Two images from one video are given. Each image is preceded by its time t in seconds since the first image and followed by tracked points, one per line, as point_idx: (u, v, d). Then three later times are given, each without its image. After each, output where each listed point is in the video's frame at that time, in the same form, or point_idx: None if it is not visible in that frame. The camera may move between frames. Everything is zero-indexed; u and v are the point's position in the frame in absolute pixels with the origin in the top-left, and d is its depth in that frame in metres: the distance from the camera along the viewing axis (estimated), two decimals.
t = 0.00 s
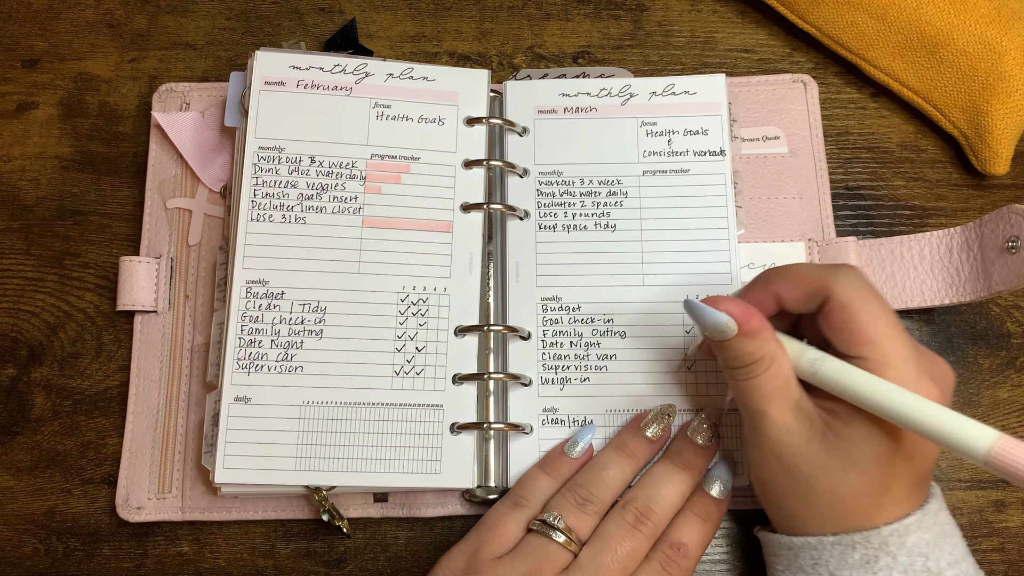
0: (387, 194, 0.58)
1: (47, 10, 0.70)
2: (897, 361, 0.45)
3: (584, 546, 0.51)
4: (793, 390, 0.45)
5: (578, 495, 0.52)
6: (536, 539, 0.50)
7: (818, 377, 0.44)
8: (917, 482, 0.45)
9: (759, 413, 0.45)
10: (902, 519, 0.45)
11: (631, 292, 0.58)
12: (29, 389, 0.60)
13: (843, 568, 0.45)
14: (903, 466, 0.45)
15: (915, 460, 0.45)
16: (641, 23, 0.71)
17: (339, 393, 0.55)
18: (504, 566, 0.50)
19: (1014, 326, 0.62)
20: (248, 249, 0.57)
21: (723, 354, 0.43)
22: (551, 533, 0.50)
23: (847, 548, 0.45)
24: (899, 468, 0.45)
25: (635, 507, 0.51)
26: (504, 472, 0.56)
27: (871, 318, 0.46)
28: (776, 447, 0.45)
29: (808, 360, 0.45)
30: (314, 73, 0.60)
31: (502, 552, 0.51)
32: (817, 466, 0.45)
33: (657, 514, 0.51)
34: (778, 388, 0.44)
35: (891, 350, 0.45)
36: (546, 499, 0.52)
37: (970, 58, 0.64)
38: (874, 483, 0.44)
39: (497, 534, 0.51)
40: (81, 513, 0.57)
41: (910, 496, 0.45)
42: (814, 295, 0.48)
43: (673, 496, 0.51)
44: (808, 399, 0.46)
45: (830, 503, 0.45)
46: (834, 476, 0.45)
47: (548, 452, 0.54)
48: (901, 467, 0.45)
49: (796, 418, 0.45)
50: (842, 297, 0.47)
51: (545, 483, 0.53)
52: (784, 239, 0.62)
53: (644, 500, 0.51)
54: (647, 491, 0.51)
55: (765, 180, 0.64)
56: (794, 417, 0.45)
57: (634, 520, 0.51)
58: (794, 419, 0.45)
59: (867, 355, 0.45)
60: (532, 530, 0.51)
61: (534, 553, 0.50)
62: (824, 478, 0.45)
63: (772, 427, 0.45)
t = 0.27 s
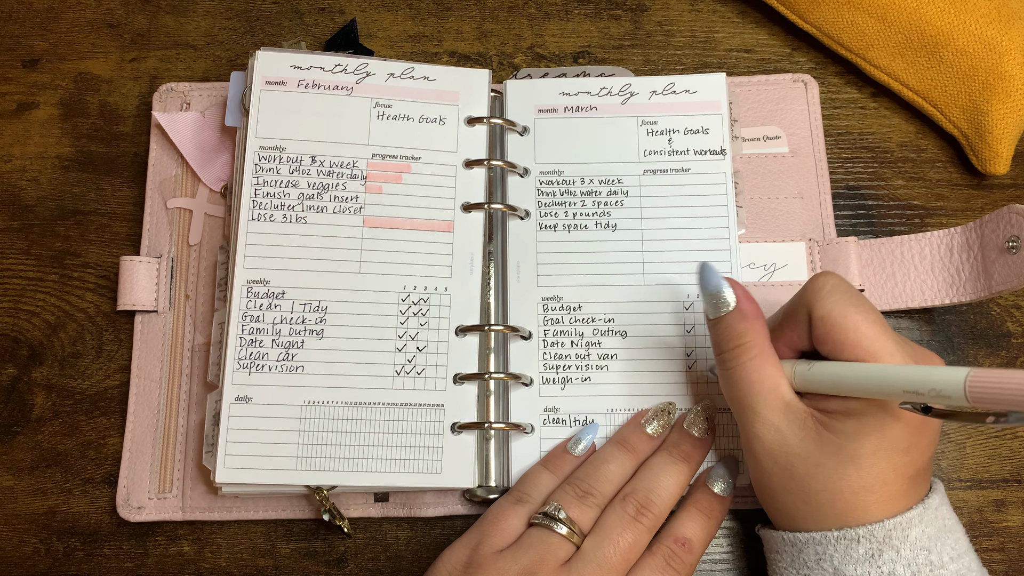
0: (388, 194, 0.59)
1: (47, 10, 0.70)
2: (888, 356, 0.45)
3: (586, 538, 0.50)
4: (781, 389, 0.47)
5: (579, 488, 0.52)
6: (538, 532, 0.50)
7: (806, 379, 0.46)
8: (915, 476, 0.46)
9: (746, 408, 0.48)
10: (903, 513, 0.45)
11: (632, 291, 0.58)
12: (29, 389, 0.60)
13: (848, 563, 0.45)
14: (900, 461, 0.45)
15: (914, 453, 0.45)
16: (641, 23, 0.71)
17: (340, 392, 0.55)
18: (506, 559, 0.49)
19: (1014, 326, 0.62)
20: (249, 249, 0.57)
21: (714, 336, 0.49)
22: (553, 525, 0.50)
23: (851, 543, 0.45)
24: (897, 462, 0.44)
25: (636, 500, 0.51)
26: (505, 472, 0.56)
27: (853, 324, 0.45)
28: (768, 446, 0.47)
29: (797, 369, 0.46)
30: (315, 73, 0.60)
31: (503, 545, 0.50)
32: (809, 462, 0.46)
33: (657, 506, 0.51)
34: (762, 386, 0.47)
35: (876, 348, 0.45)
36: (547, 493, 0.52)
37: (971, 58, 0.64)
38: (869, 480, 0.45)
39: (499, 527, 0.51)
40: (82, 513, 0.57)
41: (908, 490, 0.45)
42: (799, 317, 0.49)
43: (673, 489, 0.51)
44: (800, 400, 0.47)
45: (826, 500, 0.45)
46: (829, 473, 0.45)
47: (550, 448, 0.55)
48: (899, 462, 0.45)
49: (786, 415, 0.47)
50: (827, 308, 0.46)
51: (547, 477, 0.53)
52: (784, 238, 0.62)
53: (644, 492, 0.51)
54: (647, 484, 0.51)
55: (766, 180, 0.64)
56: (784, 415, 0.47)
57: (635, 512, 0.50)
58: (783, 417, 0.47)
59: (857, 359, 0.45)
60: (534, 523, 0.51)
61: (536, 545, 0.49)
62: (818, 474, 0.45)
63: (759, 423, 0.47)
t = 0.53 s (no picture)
0: (388, 194, 0.58)
1: (47, 10, 0.70)
2: (878, 353, 0.45)
3: (588, 539, 0.50)
4: (775, 388, 0.47)
5: (581, 488, 0.52)
6: (540, 533, 0.50)
7: (798, 378, 0.46)
8: (911, 472, 0.45)
9: (740, 407, 0.48)
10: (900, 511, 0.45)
11: (632, 292, 0.58)
12: (29, 389, 0.60)
13: (846, 561, 0.45)
14: (896, 458, 0.44)
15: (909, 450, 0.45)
16: (641, 23, 0.71)
17: (340, 392, 0.55)
18: (509, 560, 0.49)
19: (1014, 326, 0.62)
20: (249, 249, 0.57)
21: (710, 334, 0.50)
22: (555, 526, 0.50)
23: (849, 540, 0.45)
24: (892, 459, 0.44)
25: (637, 501, 0.51)
26: (505, 472, 0.56)
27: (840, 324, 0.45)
28: (763, 444, 0.47)
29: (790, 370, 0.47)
30: (315, 73, 0.60)
31: (505, 545, 0.50)
32: (804, 460, 0.46)
33: (659, 508, 0.51)
34: (755, 385, 0.47)
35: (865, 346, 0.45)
36: (549, 494, 0.52)
37: (971, 58, 0.64)
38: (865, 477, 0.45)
39: (501, 528, 0.51)
40: (82, 513, 0.57)
41: (904, 487, 0.45)
42: (788, 320, 0.49)
43: (674, 490, 0.51)
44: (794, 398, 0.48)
45: (823, 498, 0.45)
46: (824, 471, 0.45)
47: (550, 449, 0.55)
48: (894, 459, 0.44)
49: (780, 414, 0.47)
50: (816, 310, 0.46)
51: (548, 478, 0.53)
52: (784, 239, 0.62)
53: (646, 494, 0.51)
54: (649, 486, 0.51)
55: (766, 180, 0.64)
56: (779, 414, 0.47)
57: (637, 514, 0.51)
58: (778, 415, 0.47)
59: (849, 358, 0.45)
60: (536, 524, 0.51)
61: (538, 546, 0.49)
62: (813, 472, 0.46)
63: (754, 422, 0.47)
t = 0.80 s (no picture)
0: (388, 194, 0.58)
1: (47, 10, 0.70)
2: (873, 350, 0.45)
3: (589, 539, 0.50)
4: (769, 384, 0.48)
5: (582, 489, 0.52)
6: (542, 533, 0.50)
7: (792, 374, 0.46)
8: (907, 469, 0.45)
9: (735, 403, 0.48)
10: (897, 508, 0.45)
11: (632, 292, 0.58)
12: (29, 389, 0.60)
13: (844, 559, 0.45)
14: (891, 453, 0.44)
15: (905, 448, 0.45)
16: (641, 23, 0.71)
17: (340, 392, 0.55)
18: (510, 560, 0.49)
19: (1014, 326, 0.62)
20: (249, 249, 0.57)
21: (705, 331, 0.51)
22: (556, 526, 0.50)
23: (847, 539, 0.45)
24: (887, 455, 0.44)
25: (638, 502, 0.51)
26: (505, 472, 0.56)
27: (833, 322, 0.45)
28: (758, 440, 0.47)
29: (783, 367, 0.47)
30: (315, 73, 0.60)
31: (507, 546, 0.50)
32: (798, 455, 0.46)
33: (659, 509, 0.51)
34: (749, 382, 0.48)
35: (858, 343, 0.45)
36: (550, 495, 0.52)
37: (971, 58, 0.64)
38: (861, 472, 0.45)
39: (502, 528, 0.51)
40: (82, 513, 0.57)
41: (900, 484, 0.45)
42: (782, 318, 0.49)
43: (674, 491, 0.51)
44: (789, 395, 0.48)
45: (818, 493, 0.46)
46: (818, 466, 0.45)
47: (551, 449, 0.55)
48: (890, 455, 0.44)
49: (775, 410, 0.47)
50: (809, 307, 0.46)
51: (549, 479, 0.53)
52: (784, 239, 0.62)
53: (647, 495, 0.51)
54: (650, 486, 0.51)
55: (766, 180, 0.64)
56: (773, 410, 0.47)
57: (638, 514, 0.51)
58: (773, 411, 0.47)
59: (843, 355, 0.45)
60: (537, 524, 0.51)
61: (540, 546, 0.49)
62: (808, 467, 0.46)
63: (749, 418, 0.48)
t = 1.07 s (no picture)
0: (388, 194, 0.58)
1: (47, 10, 0.70)
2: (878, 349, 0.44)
3: (590, 540, 0.50)
4: (774, 378, 0.48)
5: (582, 489, 0.52)
6: (542, 534, 0.50)
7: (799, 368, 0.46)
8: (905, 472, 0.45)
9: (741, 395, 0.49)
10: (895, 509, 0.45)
11: (633, 292, 0.58)
12: (29, 389, 0.60)
13: (843, 559, 0.45)
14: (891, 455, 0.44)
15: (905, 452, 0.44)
16: (641, 23, 0.71)
17: (340, 393, 0.55)
18: (511, 560, 0.49)
19: (1014, 326, 0.62)
20: (249, 249, 0.57)
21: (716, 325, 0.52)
22: (557, 526, 0.50)
23: (845, 538, 0.45)
24: (888, 456, 0.44)
25: (639, 502, 0.51)
26: (505, 473, 0.56)
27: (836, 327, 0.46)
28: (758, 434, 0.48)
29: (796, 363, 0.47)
30: (315, 73, 0.60)
31: (507, 546, 0.50)
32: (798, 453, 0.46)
33: (660, 509, 0.51)
34: (753, 375, 0.48)
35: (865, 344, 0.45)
36: (550, 495, 0.52)
37: (971, 58, 0.64)
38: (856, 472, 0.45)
39: (503, 529, 0.51)
40: (82, 513, 0.57)
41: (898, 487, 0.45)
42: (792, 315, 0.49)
43: (675, 491, 0.51)
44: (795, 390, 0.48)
45: (817, 491, 0.45)
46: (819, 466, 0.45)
47: (552, 449, 0.55)
48: (891, 456, 0.44)
49: (778, 405, 0.47)
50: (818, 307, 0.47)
51: (550, 479, 0.53)
52: (784, 239, 0.62)
53: (647, 495, 0.51)
54: (650, 486, 0.51)
55: (766, 180, 0.64)
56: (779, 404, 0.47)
57: (638, 515, 0.51)
58: (775, 406, 0.47)
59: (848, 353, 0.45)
60: (537, 525, 0.51)
61: (540, 547, 0.49)
62: (808, 465, 0.46)
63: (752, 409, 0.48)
